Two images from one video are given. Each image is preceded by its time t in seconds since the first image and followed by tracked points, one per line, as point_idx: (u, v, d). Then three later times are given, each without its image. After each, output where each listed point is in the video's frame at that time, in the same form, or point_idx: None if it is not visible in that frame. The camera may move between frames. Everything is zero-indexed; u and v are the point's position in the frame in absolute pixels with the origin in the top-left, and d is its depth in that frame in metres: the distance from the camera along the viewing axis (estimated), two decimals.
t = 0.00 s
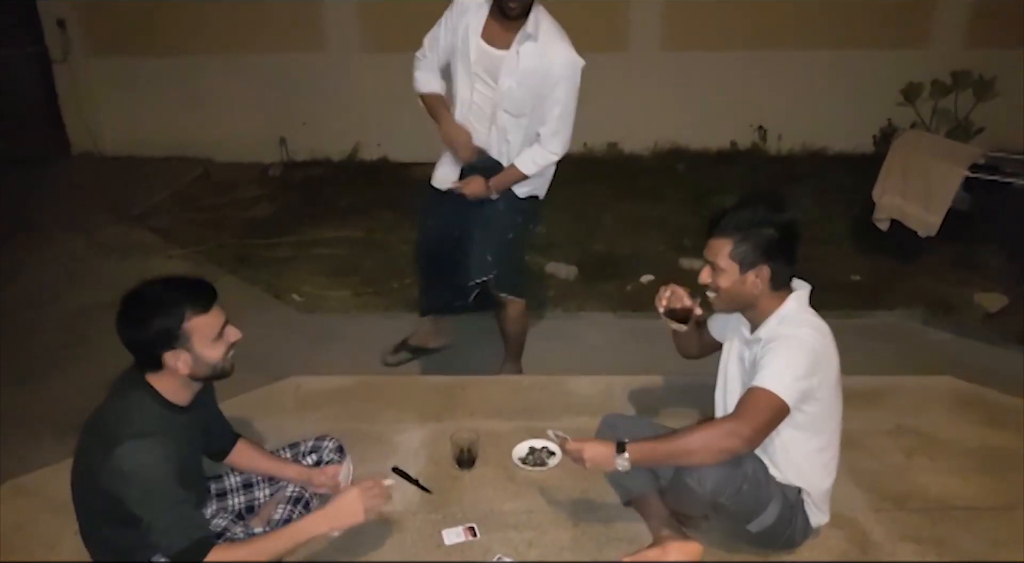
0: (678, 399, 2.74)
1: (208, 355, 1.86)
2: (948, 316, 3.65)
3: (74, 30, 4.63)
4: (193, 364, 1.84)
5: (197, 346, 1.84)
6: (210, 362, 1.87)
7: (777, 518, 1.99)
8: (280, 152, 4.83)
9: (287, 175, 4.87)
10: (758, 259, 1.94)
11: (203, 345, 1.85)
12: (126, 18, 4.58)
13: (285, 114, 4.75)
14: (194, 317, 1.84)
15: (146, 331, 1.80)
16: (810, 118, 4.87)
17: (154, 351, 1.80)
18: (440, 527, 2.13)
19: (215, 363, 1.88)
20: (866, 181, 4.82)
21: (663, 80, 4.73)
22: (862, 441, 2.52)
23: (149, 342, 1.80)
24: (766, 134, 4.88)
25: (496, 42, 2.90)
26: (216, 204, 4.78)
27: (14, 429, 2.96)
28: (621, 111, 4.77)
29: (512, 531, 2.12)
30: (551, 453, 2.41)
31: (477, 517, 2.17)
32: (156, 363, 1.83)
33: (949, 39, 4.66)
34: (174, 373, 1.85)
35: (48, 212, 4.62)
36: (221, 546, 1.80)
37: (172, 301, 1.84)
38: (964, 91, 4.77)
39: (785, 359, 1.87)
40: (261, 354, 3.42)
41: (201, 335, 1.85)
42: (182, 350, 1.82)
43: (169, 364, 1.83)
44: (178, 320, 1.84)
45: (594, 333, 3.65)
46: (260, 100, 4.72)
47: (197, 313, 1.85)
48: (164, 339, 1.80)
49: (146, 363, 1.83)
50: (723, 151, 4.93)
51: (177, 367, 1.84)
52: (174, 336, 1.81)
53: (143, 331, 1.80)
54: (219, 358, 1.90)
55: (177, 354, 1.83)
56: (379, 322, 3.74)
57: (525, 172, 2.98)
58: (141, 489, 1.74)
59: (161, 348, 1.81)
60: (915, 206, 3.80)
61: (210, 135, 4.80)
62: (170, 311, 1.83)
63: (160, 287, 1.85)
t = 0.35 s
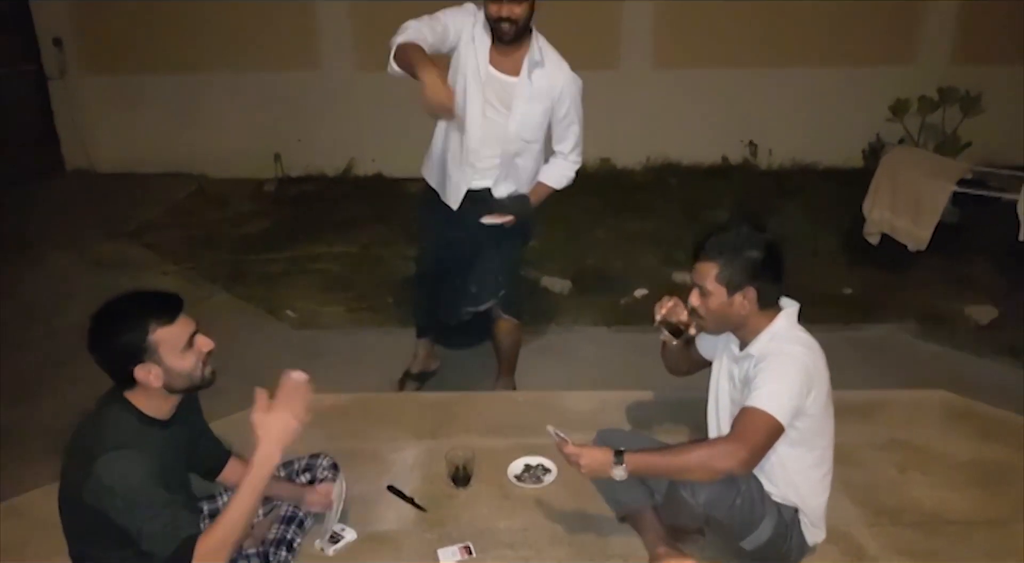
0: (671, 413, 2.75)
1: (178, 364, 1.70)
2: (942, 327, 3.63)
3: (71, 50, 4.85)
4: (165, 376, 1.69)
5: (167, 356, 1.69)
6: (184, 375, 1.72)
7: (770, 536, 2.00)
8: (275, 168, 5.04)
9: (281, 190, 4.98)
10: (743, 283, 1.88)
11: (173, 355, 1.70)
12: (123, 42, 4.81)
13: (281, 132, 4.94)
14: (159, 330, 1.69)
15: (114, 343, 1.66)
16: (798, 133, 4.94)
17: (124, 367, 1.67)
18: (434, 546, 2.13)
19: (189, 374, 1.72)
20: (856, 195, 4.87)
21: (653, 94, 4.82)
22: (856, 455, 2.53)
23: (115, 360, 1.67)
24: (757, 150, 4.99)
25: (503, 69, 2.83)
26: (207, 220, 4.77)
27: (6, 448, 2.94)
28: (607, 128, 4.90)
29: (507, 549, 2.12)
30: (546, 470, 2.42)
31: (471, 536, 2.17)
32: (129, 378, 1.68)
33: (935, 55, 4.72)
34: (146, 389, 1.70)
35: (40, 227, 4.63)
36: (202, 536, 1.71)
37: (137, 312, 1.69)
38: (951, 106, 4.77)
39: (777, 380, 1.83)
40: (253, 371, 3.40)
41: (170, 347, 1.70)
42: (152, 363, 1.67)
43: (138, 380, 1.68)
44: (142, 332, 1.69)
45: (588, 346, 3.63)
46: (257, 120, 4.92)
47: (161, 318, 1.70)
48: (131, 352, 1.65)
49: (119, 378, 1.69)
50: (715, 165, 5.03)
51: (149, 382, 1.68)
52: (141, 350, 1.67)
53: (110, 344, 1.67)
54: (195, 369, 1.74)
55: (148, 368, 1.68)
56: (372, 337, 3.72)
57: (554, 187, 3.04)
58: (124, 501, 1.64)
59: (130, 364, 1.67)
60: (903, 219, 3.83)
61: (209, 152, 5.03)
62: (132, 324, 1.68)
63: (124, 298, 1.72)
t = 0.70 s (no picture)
0: (668, 437, 2.76)
1: (173, 386, 1.80)
2: (937, 353, 3.63)
3: (72, 67, 4.87)
4: (163, 398, 1.79)
5: (163, 379, 1.78)
6: (176, 393, 1.81)
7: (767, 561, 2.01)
8: (275, 187, 5.11)
9: (279, 209, 5.03)
10: (737, 311, 1.94)
11: (167, 377, 1.79)
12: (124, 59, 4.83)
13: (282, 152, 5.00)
14: (152, 355, 1.78)
15: (106, 378, 1.74)
16: (793, 158, 4.99)
17: (121, 396, 1.74)
18: None
19: (183, 393, 1.82)
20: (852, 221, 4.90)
21: (652, 116, 4.88)
22: (852, 483, 2.54)
23: (111, 390, 1.74)
24: (754, 174, 5.05)
25: (503, 95, 2.85)
26: (206, 238, 4.78)
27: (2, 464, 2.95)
28: (603, 151, 4.98)
29: None
30: (543, 495, 2.41)
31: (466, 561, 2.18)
32: (127, 408, 1.76)
33: (932, 83, 4.76)
34: (143, 412, 1.78)
35: (38, 242, 4.65)
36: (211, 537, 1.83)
37: (125, 343, 1.78)
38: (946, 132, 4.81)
39: (775, 407, 1.86)
40: (250, 390, 3.41)
41: (163, 370, 1.79)
42: (149, 389, 1.76)
43: (138, 405, 1.77)
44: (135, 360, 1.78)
45: (585, 368, 3.62)
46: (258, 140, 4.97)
47: (151, 345, 1.80)
48: (127, 381, 1.74)
49: (117, 410, 1.76)
50: (712, 189, 5.11)
51: (149, 407, 1.78)
52: (137, 377, 1.75)
53: (103, 378, 1.74)
54: (185, 389, 1.84)
55: (146, 394, 1.77)
56: (368, 357, 3.72)
57: (546, 217, 3.07)
58: (130, 520, 1.72)
59: (128, 393, 1.75)
60: (900, 244, 3.84)
61: (210, 170, 5.09)
62: (125, 353, 1.77)
63: (106, 332, 1.79)
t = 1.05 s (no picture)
0: (665, 452, 2.76)
1: (158, 407, 1.71)
2: (932, 365, 3.64)
3: (65, 81, 4.90)
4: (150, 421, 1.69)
5: (147, 401, 1.69)
6: (163, 414, 1.73)
7: None
8: (270, 202, 5.12)
9: (274, 223, 5.04)
10: (720, 328, 1.89)
11: (152, 398, 1.70)
12: (120, 75, 4.86)
13: (277, 166, 5.02)
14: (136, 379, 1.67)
15: (93, 404, 1.62)
16: (787, 171, 5.03)
17: (106, 424, 1.63)
18: None
19: (169, 413, 1.74)
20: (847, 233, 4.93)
21: (646, 129, 4.91)
22: (849, 498, 2.55)
23: (96, 418, 1.63)
24: (749, 186, 5.07)
25: (475, 106, 2.80)
26: (202, 252, 4.79)
27: None
28: (598, 163, 5.00)
29: None
30: (541, 510, 2.42)
31: None
32: (114, 434, 1.66)
33: (925, 95, 4.80)
34: (131, 437, 1.68)
35: (34, 257, 4.65)
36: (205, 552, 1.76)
37: (105, 369, 1.66)
38: (941, 145, 4.85)
39: (762, 419, 1.82)
40: (245, 405, 3.40)
41: (149, 392, 1.69)
42: (135, 413, 1.65)
43: (125, 431, 1.66)
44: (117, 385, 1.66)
45: (582, 382, 3.63)
46: (255, 154, 5.00)
47: (133, 366, 1.68)
48: (113, 408, 1.63)
49: (104, 437, 1.66)
50: (708, 202, 5.12)
51: (136, 432, 1.67)
52: (122, 403, 1.65)
53: (89, 405, 1.62)
54: (169, 407, 1.74)
55: (132, 419, 1.66)
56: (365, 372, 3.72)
57: (533, 226, 2.98)
58: (127, 546, 1.65)
59: (115, 419, 1.64)
60: (894, 257, 3.88)
61: (206, 184, 5.10)
62: (107, 380, 1.65)
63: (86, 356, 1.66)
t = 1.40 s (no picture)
0: (661, 454, 2.79)
1: (151, 418, 1.81)
2: (926, 363, 3.67)
3: (61, 78, 4.88)
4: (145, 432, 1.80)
5: (141, 413, 1.79)
6: (157, 424, 1.84)
7: None
8: (266, 199, 5.11)
9: (270, 221, 5.03)
10: (691, 335, 1.98)
11: (144, 410, 1.80)
12: (117, 73, 4.86)
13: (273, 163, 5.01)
14: (126, 393, 1.77)
15: (85, 421, 1.74)
16: (783, 169, 5.04)
17: (104, 436, 1.75)
18: None
19: (162, 423, 1.85)
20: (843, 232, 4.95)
21: (643, 127, 4.91)
22: (843, 500, 2.61)
23: (91, 431, 1.74)
24: (746, 184, 5.09)
25: (428, 115, 2.75)
26: (199, 251, 4.80)
27: None
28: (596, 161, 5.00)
29: None
30: (538, 511, 2.46)
31: None
32: (111, 447, 1.77)
33: (922, 95, 4.82)
34: (128, 448, 1.79)
35: (30, 257, 4.65)
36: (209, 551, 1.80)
37: (95, 385, 1.76)
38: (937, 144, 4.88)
39: (744, 420, 1.89)
40: (242, 405, 3.40)
41: (141, 405, 1.80)
42: (130, 424, 1.77)
43: (122, 443, 1.78)
44: (109, 400, 1.77)
45: (578, 382, 3.64)
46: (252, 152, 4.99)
47: (123, 380, 1.79)
48: (106, 421, 1.74)
49: (102, 451, 1.77)
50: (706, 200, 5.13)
51: (132, 443, 1.78)
52: (117, 415, 1.75)
53: (82, 421, 1.74)
54: (163, 419, 1.86)
55: (128, 431, 1.78)
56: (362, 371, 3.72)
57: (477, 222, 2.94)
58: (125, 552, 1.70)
59: (110, 432, 1.75)
60: (891, 256, 3.89)
61: (202, 182, 5.10)
62: (97, 396, 1.75)
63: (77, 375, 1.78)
